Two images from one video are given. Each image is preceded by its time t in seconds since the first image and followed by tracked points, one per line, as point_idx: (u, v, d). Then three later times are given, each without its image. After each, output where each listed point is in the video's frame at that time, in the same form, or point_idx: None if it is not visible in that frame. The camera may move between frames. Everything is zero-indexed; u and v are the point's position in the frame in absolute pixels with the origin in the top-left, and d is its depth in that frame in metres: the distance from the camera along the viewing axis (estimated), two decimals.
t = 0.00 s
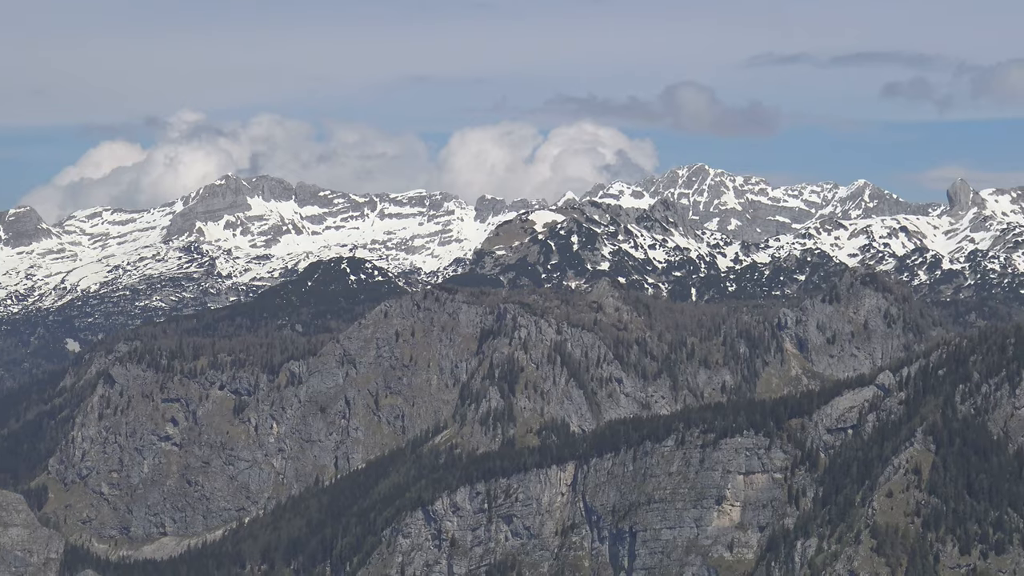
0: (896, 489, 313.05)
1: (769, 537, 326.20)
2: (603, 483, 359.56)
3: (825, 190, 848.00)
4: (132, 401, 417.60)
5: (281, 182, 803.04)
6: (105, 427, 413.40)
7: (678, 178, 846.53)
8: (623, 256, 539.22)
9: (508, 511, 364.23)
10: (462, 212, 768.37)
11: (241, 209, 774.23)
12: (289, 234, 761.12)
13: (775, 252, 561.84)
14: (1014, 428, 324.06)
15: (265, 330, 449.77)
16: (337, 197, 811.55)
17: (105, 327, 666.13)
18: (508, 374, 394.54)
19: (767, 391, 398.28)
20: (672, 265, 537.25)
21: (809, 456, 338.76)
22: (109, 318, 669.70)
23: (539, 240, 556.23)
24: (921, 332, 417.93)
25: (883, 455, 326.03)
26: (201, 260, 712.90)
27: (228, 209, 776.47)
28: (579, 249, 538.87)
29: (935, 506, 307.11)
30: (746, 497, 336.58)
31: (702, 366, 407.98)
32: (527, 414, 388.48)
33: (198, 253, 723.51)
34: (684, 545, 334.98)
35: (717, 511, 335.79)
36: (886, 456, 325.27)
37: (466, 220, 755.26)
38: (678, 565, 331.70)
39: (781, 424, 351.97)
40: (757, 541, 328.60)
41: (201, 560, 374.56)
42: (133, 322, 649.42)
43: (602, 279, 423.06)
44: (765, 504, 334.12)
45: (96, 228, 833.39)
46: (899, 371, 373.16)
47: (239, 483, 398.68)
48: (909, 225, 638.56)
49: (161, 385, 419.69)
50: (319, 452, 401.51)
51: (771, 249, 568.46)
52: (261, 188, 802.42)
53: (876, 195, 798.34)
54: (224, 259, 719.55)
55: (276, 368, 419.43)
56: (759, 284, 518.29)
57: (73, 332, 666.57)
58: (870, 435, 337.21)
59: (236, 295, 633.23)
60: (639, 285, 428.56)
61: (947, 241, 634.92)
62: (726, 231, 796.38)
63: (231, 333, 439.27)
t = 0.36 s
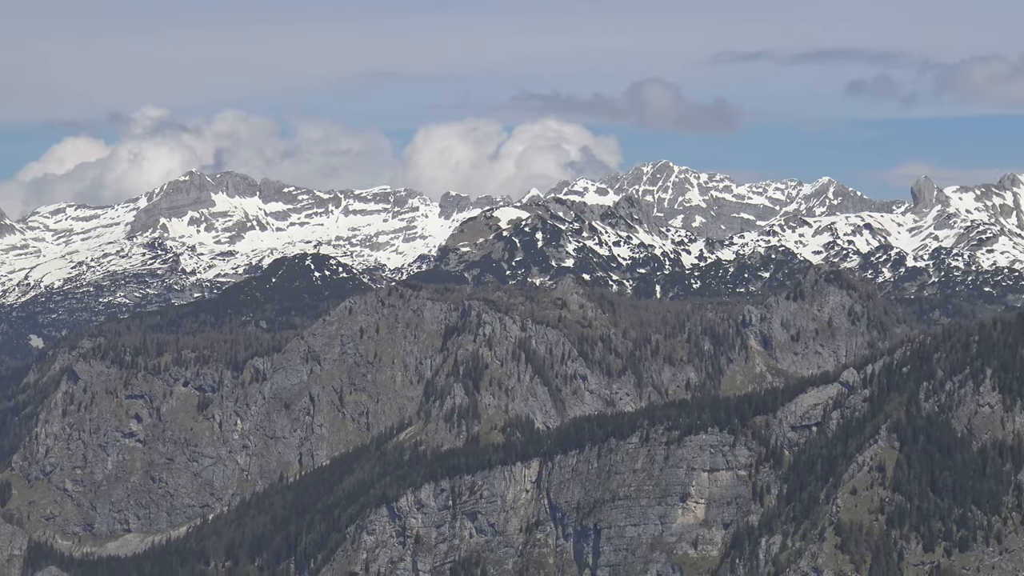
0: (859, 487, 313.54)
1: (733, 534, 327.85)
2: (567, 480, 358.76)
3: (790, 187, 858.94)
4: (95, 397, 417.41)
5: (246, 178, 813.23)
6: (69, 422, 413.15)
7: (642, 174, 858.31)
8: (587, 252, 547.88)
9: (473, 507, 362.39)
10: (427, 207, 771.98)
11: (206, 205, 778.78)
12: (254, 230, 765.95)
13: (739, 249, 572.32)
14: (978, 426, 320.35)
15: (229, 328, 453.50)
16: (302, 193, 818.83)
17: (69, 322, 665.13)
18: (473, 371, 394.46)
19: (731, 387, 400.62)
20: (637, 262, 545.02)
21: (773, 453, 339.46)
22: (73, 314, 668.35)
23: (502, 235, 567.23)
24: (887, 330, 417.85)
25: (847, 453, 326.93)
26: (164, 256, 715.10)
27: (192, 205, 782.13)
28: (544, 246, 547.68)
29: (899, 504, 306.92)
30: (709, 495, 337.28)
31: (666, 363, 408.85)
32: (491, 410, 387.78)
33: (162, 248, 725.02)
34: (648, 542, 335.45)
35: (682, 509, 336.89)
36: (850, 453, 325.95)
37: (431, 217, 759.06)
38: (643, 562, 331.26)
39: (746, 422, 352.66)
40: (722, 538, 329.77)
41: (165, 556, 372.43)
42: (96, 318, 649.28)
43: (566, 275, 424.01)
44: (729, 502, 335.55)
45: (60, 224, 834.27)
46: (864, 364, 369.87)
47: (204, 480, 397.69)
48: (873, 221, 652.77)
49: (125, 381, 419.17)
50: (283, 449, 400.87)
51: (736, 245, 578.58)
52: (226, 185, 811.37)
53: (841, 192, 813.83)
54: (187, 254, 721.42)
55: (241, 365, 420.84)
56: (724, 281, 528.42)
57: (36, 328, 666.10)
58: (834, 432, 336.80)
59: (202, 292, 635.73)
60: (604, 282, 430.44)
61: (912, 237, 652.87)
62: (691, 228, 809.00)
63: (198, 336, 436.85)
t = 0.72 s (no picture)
0: (820, 486, 311.30)
1: (693, 535, 326.73)
2: (529, 479, 358.07)
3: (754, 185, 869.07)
4: (59, 395, 416.87)
5: (209, 176, 824.78)
6: (31, 420, 412.32)
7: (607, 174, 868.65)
8: (551, 251, 559.73)
9: (435, 505, 361.16)
10: (391, 206, 794.53)
11: (170, 203, 789.01)
12: (217, 228, 777.65)
13: (703, 249, 583.92)
14: (939, 426, 321.62)
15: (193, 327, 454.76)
16: (266, 191, 835.79)
17: (31, 319, 663.76)
18: (435, 369, 394.32)
19: (694, 386, 402.09)
20: (600, 261, 556.93)
21: (735, 453, 339.28)
22: (36, 312, 666.99)
23: (466, 234, 576.25)
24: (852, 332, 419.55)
25: (810, 452, 326.35)
26: (127, 255, 716.94)
27: (156, 203, 791.53)
28: (507, 244, 559.55)
29: (860, 502, 305.54)
30: (671, 493, 337.00)
31: (629, 361, 410.07)
32: (454, 408, 387.53)
33: (126, 247, 727.38)
34: (610, 540, 335.39)
35: (644, 507, 336.75)
36: (812, 453, 325.05)
37: (394, 215, 779.92)
38: (605, 561, 331.61)
39: (708, 420, 351.64)
40: (683, 537, 329.31)
41: (127, 554, 370.92)
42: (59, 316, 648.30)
43: (530, 274, 425.61)
44: (691, 500, 335.16)
45: (24, 220, 834.52)
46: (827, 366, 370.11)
47: (166, 478, 397.55)
48: (837, 222, 664.91)
49: (88, 378, 419.12)
50: (247, 447, 401.04)
51: (700, 244, 590.05)
52: (190, 183, 822.34)
53: (804, 191, 826.77)
54: (151, 253, 725.73)
55: (204, 362, 420.53)
56: (687, 281, 542.65)
57: None
58: (796, 431, 337.68)
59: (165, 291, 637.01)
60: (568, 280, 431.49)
61: (876, 238, 662.17)
62: (654, 227, 816.82)
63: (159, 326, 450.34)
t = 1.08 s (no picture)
0: (774, 480, 309.21)
1: (648, 530, 324.54)
2: (485, 473, 353.80)
3: (710, 183, 901.61)
4: (13, 390, 416.38)
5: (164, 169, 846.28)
6: None
7: (563, 168, 899.20)
8: (507, 245, 592.41)
9: (391, 500, 357.41)
10: (346, 200, 823.02)
11: (125, 196, 810.20)
12: (172, 221, 796.77)
13: (658, 242, 615.53)
14: (894, 420, 318.34)
15: (149, 321, 457.58)
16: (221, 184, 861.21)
17: None
18: (391, 364, 394.00)
19: (648, 379, 405.53)
20: (556, 255, 589.53)
21: (691, 447, 336.84)
22: None
23: (421, 230, 613.98)
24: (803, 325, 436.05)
25: (765, 447, 322.04)
26: (81, 248, 719.51)
27: (112, 197, 811.22)
28: (463, 239, 593.15)
29: (815, 498, 303.90)
30: (627, 489, 335.25)
31: (585, 356, 415.36)
32: (409, 402, 387.04)
33: (80, 241, 733.35)
34: (565, 535, 332.66)
35: (599, 502, 334.57)
36: (768, 448, 320.59)
37: (351, 209, 807.08)
38: (560, 555, 328.80)
39: (664, 416, 347.43)
40: (638, 531, 327.92)
41: (83, 550, 367.55)
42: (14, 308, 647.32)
43: (485, 269, 429.13)
44: (646, 495, 333.44)
45: None
46: (783, 362, 355.55)
47: (121, 471, 397.29)
48: (791, 217, 696.08)
49: (43, 373, 419.50)
50: (201, 441, 400.68)
51: (659, 238, 623.63)
52: (146, 176, 842.99)
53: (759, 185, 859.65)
54: (106, 246, 732.44)
55: (158, 357, 421.09)
56: (643, 275, 570.01)
57: None
58: (750, 425, 335.16)
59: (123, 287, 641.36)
60: (523, 276, 434.97)
61: (830, 233, 696.40)
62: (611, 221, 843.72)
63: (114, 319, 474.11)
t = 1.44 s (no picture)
0: (721, 473, 292.42)
1: (595, 524, 309.90)
2: (431, 467, 340.25)
3: (654, 176, 946.71)
4: None
5: (109, 164, 869.35)
6: None
7: (509, 162, 939.05)
8: (453, 239, 625.14)
9: (338, 494, 344.11)
10: (292, 194, 849.80)
11: (71, 190, 827.51)
12: (118, 216, 815.87)
13: (604, 238, 662.94)
14: (840, 413, 301.12)
15: (93, 318, 462.07)
16: (166, 179, 886.95)
17: None
18: (337, 359, 394.09)
19: (595, 373, 426.67)
20: (502, 249, 627.92)
21: (636, 441, 323.40)
22: None
23: (366, 223, 638.68)
24: (746, 317, 459.03)
25: (710, 440, 309.21)
26: (28, 244, 722.02)
27: (57, 190, 829.06)
28: (409, 233, 622.29)
29: (761, 491, 287.04)
30: (575, 483, 321.33)
31: (531, 350, 429.84)
32: (356, 396, 387.22)
33: (26, 235, 738.52)
34: (512, 530, 318.47)
35: (546, 496, 320.89)
36: (713, 441, 307.54)
37: (296, 203, 837.37)
38: (507, 550, 314.31)
39: (610, 410, 334.55)
40: (585, 525, 314.69)
41: (28, 544, 355.61)
42: None
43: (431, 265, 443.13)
44: (593, 489, 320.03)
45: None
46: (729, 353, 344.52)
47: (67, 467, 395.90)
48: (739, 211, 745.81)
49: None
50: (146, 436, 400.24)
51: (604, 234, 669.59)
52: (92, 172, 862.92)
53: (704, 179, 898.69)
54: (53, 242, 738.08)
55: (105, 351, 421.65)
56: (589, 270, 607.80)
57: None
58: (697, 418, 321.45)
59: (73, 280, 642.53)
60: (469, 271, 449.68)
61: (776, 226, 748.52)
62: (557, 215, 887.10)
63: (59, 315, 500.84)
